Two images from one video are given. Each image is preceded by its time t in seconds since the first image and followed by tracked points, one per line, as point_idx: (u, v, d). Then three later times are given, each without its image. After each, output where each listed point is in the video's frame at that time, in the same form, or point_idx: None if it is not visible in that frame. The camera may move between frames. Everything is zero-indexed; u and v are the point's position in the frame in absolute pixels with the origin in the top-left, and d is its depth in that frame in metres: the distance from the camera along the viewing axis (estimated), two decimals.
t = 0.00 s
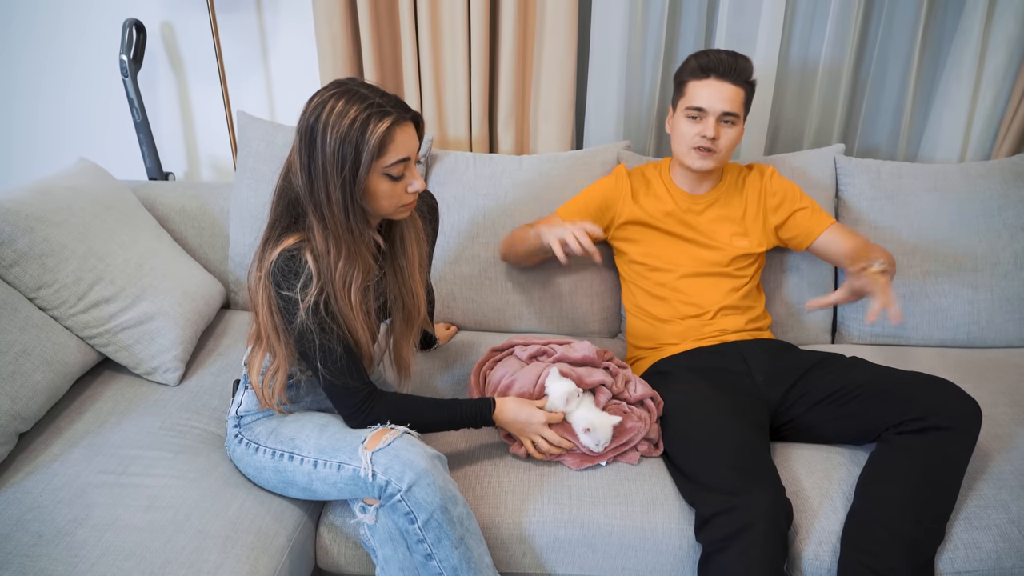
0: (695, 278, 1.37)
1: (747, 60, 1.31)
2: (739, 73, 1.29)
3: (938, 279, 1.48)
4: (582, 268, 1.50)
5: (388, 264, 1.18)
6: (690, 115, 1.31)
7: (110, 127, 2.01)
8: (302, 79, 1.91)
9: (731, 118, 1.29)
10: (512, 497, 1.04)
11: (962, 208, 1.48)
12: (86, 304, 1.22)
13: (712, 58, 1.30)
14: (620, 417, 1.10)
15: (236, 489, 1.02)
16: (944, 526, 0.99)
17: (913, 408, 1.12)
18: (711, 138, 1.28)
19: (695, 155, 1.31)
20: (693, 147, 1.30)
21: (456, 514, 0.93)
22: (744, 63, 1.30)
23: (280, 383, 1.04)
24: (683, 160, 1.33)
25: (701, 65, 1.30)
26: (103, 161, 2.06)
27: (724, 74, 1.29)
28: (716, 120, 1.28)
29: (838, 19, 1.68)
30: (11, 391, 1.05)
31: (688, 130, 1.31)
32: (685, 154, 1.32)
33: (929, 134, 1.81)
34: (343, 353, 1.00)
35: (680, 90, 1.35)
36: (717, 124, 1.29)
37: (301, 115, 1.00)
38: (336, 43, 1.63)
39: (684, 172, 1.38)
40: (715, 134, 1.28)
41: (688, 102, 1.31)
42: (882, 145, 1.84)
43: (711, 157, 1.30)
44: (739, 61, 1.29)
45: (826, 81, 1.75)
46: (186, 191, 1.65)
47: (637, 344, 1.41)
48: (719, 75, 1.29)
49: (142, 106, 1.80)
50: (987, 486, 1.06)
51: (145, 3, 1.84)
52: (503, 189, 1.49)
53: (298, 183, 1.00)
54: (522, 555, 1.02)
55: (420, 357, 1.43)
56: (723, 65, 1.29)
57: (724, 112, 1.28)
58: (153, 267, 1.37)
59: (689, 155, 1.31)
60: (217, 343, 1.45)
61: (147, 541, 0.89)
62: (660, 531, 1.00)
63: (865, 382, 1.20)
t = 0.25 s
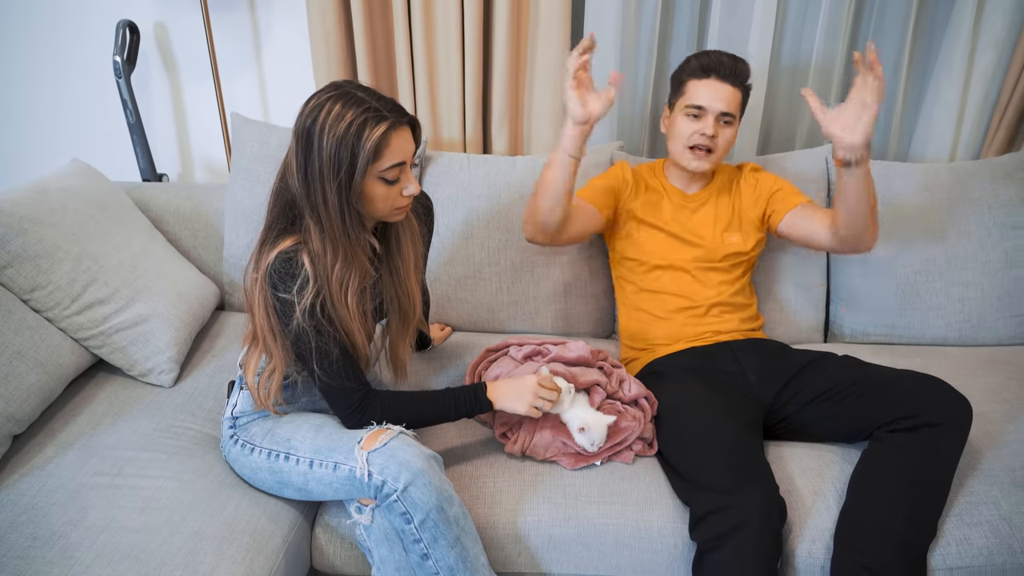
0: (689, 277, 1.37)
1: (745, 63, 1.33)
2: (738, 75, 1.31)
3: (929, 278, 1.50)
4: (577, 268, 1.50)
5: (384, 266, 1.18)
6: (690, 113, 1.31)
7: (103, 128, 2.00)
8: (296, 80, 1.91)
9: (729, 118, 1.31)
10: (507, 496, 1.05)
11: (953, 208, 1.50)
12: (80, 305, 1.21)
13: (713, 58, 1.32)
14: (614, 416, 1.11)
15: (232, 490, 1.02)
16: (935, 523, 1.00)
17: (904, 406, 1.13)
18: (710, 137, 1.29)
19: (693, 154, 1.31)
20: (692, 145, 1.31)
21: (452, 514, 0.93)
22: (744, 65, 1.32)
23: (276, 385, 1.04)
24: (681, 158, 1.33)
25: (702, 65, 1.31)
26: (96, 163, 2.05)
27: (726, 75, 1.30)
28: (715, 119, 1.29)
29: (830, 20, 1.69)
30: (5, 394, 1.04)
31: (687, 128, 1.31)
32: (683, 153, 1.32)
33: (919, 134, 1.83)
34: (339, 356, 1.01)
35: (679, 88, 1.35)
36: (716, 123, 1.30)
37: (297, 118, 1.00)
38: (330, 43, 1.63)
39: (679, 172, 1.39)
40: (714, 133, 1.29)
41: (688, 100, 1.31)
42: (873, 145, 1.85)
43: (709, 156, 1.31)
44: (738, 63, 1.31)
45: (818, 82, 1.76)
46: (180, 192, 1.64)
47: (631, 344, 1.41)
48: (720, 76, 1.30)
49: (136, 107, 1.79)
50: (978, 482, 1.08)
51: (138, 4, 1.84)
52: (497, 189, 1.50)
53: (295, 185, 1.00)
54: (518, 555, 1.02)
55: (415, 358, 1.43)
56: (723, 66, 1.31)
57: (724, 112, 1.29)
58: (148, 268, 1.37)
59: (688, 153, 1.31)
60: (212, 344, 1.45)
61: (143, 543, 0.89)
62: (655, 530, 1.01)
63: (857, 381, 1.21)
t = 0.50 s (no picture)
0: (689, 282, 1.38)
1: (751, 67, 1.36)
2: (746, 78, 1.34)
3: (929, 283, 1.50)
4: (577, 273, 1.51)
5: (384, 271, 1.18)
6: (700, 111, 1.31)
7: (104, 132, 2.01)
8: (297, 85, 1.91)
9: (738, 118, 1.32)
10: (507, 502, 1.05)
11: (952, 213, 1.50)
12: (81, 310, 1.22)
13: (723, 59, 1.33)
14: (614, 421, 1.11)
15: (232, 495, 1.02)
16: (935, 528, 1.00)
17: (904, 412, 1.13)
18: (721, 135, 1.30)
19: (704, 152, 1.31)
20: (703, 142, 1.31)
21: (452, 519, 0.93)
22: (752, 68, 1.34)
23: (276, 389, 1.04)
24: (691, 157, 1.33)
25: (713, 65, 1.33)
26: (96, 167, 2.06)
27: (736, 76, 1.32)
28: (726, 117, 1.30)
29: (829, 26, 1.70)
30: (5, 398, 1.05)
31: (696, 125, 1.32)
32: (694, 151, 1.32)
33: (918, 140, 1.84)
34: (339, 360, 1.01)
35: (687, 89, 1.36)
36: (726, 122, 1.31)
37: (298, 123, 1.00)
38: (331, 49, 1.64)
39: (685, 173, 1.39)
40: (724, 132, 1.30)
41: (699, 99, 1.32)
42: (872, 151, 1.86)
43: (719, 155, 1.31)
44: (746, 66, 1.33)
45: (817, 88, 1.77)
46: (181, 196, 1.65)
47: (631, 349, 1.41)
48: (730, 76, 1.32)
49: (137, 112, 1.80)
50: (978, 488, 1.08)
51: (139, 9, 1.84)
52: (497, 194, 1.50)
53: (295, 191, 1.00)
54: (518, 560, 1.02)
55: (415, 362, 1.43)
56: (733, 68, 1.32)
57: (734, 111, 1.31)
58: (148, 273, 1.37)
59: (698, 151, 1.31)
60: (212, 349, 1.45)
61: (142, 547, 0.89)
62: (655, 535, 1.01)
63: (857, 387, 1.21)
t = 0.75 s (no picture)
0: (690, 283, 1.38)
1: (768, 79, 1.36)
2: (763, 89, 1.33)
3: (930, 285, 1.50)
4: (578, 274, 1.51)
5: (385, 271, 1.19)
6: (717, 120, 1.30)
7: (106, 132, 2.01)
8: (298, 86, 1.92)
9: (751, 130, 1.33)
10: (508, 502, 1.04)
11: (953, 215, 1.50)
12: (82, 310, 1.22)
13: (745, 67, 1.32)
14: (615, 422, 1.11)
15: (233, 495, 1.02)
16: (937, 530, 1.00)
17: (905, 414, 1.13)
18: (736, 147, 1.30)
19: (716, 162, 1.31)
20: (718, 153, 1.31)
21: (453, 519, 0.93)
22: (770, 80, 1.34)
23: (277, 389, 1.04)
24: (703, 165, 1.33)
25: (735, 73, 1.31)
26: (98, 167, 2.06)
27: (757, 87, 1.31)
28: (742, 129, 1.31)
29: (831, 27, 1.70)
30: (7, 398, 1.05)
31: (712, 134, 1.31)
32: (706, 160, 1.32)
33: (920, 142, 1.84)
34: (341, 360, 1.01)
35: (703, 93, 1.34)
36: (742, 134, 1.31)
37: (300, 123, 1.01)
38: (332, 49, 1.64)
39: (690, 178, 1.39)
40: (740, 144, 1.30)
41: (718, 106, 1.30)
42: (874, 152, 1.86)
43: (730, 166, 1.32)
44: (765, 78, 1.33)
45: (818, 89, 1.77)
46: (182, 197, 1.65)
47: (632, 349, 1.41)
48: (749, 87, 1.31)
49: (138, 112, 1.80)
50: (979, 490, 1.08)
51: (141, 9, 1.85)
52: (498, 195, 1.50)
53: (297, 191, 1.00)
54: (519, 560, 1.02)
55: (416, 363, 1.44)
56: (753, 78, 1.32)
57: (749, 123, 1.31)
58: (149, 273, 1.37)
59: (711, 161, 1.31)
60: (213, 349, 1.45)
61: (144, 547, 0.89)
62: (656, 536, 1.01)
63: (858, 388, 1.21)
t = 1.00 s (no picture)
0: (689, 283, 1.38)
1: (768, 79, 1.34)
2: (764, 90, 1.32)
3: (929, 285, 1.50)
4: (577, 274, 1.51)
5: (385, 271, 1.18)
6: (718, 123, 1.29)
7: (105, 131, 2.01)
8: (297, 86, 1.92)
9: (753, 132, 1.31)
10: (506, 501, 1.04)
11: (952, 215, 1.50)
12: (81, 308, 1.22)
13: (746, 69, 1.31)
14: (614, 422, 1.11)
15: (231, 494, 1.02)
16: (935, 530, 1.00)
17: (904, 414, 1.13)
18: (738, 149, 1.29)
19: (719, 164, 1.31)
20: (718, 155, 1.30)
21: (451, 519, 0.93)
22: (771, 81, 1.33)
23: (276, 388, 1.04)
24: (705, 168, 1.32)
25: (736, 75, 1.30)
26: (97, 166, 2.06)
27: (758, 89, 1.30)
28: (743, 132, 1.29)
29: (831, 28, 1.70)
30: (5, 397, 1.04)
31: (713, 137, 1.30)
32: (709, 163, 1.31)
33: (919, 142, 1.84)
34: (339, 359, 1.01)
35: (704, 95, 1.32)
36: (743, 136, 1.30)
37: (301, 122, 1.01)
38: (332, 49, 1.64)
39: (690, 177, 1.38)
40: (741, 146, 1.29)
41: (718, 109, 1.29)
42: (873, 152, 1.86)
43: (733, 168, 1.31)
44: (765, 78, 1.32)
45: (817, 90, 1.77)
46: (181, 196, 1.65)
47: (631, 349, 1.41)
48: (750, 89, 1.30)
49: (137, 111, 1.80)
50: (978, 490, 1.08)
51: (140, 8, 1.84)
52: (498, 195, 1.50)
53: (297, 190, 1.00)
54: (517, 560, 1.02)
55: (415, 362, 1.44)
56: (754, 79, 1.30)
57: (751, 126, 1.30)
58: (148, 272, 1.37)
59: (713, 164, 1.30)
60: (212, 348, 1.45)
61: (142, 546, 0.89)
62: (654, 536, 1.01)
63: (856, 388, 1.21)
